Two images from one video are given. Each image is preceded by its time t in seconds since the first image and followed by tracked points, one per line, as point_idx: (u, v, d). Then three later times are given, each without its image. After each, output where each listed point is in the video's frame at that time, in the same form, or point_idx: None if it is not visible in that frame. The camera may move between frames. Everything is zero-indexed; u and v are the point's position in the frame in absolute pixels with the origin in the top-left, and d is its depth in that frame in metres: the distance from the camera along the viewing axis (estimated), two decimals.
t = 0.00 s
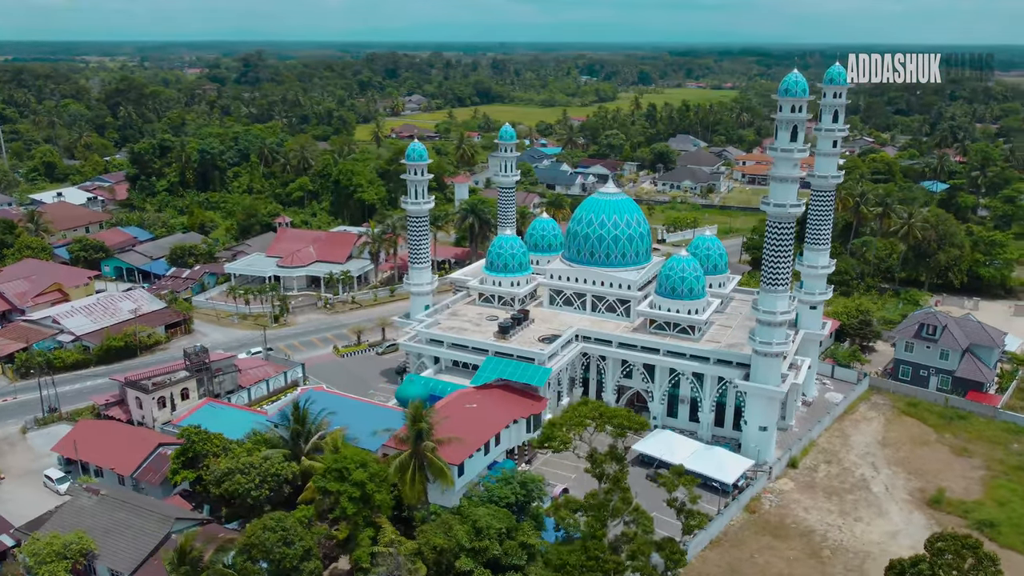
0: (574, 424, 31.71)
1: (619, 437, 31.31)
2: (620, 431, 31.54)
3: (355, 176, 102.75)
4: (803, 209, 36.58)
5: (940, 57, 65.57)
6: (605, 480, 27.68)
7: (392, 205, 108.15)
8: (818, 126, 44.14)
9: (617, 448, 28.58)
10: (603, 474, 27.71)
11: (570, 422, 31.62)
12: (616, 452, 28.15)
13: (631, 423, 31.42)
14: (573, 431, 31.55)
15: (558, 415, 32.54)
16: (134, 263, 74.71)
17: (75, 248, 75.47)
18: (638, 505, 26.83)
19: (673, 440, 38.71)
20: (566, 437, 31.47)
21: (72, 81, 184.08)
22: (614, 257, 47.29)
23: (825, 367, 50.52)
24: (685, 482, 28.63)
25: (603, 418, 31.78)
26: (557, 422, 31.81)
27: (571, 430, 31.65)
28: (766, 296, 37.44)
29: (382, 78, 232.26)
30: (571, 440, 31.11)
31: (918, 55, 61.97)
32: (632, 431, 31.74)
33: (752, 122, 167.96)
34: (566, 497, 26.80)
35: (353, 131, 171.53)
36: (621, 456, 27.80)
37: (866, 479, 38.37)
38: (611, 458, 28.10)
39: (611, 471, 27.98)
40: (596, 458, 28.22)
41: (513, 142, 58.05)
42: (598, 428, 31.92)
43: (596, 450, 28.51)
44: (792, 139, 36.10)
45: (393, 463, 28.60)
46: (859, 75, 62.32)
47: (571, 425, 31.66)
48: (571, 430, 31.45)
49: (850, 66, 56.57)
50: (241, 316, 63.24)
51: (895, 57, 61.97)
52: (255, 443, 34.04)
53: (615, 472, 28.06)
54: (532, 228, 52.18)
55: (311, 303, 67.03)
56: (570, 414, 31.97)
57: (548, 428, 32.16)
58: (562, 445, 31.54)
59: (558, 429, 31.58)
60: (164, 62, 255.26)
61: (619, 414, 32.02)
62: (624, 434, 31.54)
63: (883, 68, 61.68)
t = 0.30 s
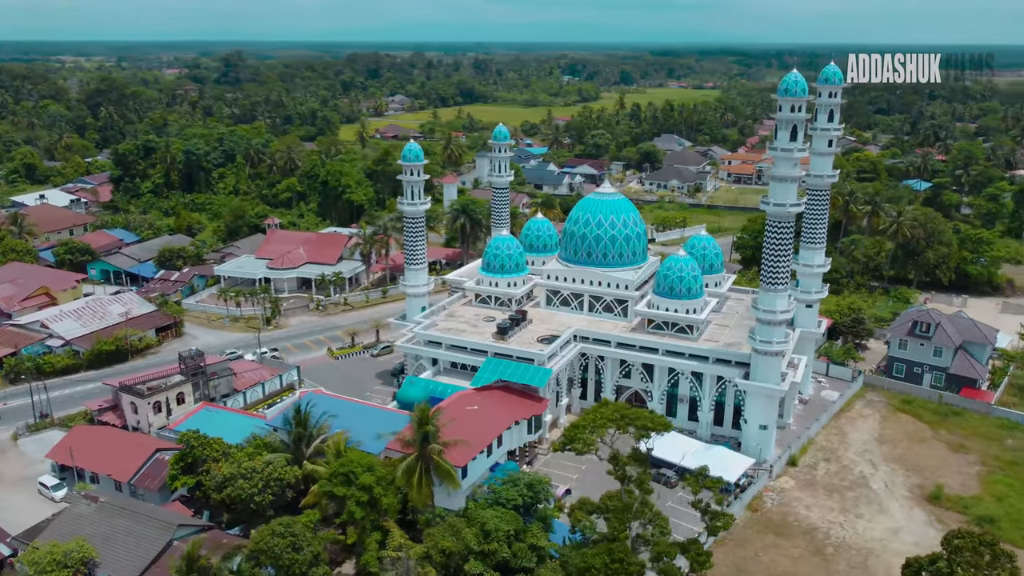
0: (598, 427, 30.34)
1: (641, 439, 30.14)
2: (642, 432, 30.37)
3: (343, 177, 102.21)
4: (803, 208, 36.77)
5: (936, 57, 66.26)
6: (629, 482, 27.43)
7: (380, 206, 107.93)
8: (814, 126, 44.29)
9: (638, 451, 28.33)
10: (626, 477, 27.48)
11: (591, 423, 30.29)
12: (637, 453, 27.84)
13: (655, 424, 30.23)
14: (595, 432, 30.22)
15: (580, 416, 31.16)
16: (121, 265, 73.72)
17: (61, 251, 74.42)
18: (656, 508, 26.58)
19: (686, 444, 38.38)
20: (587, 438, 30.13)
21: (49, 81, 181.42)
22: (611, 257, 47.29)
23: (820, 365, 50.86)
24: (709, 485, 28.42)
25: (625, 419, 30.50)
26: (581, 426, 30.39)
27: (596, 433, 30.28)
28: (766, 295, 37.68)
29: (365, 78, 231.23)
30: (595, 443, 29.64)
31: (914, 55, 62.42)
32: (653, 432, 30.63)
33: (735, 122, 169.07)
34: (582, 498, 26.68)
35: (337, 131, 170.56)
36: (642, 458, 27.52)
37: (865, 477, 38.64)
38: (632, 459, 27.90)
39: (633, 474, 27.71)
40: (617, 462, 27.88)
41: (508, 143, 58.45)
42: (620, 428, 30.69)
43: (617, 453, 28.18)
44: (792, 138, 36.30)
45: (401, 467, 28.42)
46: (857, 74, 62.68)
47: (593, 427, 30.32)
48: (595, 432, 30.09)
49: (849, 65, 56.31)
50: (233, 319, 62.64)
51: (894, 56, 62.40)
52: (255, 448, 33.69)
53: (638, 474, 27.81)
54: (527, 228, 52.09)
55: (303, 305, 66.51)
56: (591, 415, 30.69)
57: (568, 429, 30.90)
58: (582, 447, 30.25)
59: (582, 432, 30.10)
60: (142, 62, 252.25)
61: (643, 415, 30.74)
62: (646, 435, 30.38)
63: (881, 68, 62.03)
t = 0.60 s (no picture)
0: (619, 430, 30.72)
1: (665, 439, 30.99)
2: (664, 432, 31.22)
3: (330, 177, 101.56)
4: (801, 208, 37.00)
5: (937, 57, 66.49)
6: (652, 483, 27.25)
7: (368, 207, 107.67)
8: (808, 124, 44.28)
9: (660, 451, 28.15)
10: (650, 476, 27.30)
11: (615, 426, 30.69)
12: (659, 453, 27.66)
13: (678, 425, 31.18)
14: (619, 434, 30.72)
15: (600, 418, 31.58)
16: (106, 268, 72.70)
17: (44, 255, 73.31)
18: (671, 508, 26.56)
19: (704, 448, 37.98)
20: (608, 439, 30.10)
21: (25, 81, 178.40)
22: (607, 257, 47.37)
23: (813, 363, 51.20)
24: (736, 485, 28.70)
25: (648, 420, 31.14)
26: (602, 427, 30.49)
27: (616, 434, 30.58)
28: (764, 294, 37.88)
29: (345, 78, 229.88)
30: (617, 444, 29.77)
31: (915, 55, 62.55)
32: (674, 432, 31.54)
33: (718, 121, 170.16)
34: (596, 500, 26.78)
35: (320, 132, 169.34)
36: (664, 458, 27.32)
37: (863, 473, 38.92)
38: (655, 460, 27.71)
39: (655, 474, 27.46)
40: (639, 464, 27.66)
41: (499, 143, 58.05)
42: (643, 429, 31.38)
43: (640, 454, 28.07)
44: (791, 138, 36.52)
45: (407, 470, 28.19)
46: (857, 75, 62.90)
47: (614, 429, 30.66)
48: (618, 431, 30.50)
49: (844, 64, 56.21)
50: (222, 322, 61.97)
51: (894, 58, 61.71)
52: (254, 452, 33.29)
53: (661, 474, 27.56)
54: (521, 229, 51.97)
55: (293, 307, 65.93)
56: (613, 417, 31.10)
57: (589, 432, 30.55)
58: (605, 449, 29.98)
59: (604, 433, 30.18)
60: (118, 62, 248.79)
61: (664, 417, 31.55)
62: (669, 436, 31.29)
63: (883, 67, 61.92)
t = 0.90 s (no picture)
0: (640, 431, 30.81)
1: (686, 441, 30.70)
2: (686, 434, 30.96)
3: (316, 178, 100.87)
4: (798, 208, 37.26)
5: (937, 57, 66.54)
6: (674, 485, 28.59)
7: (354, 208, 107.24)
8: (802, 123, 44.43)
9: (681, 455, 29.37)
10: (672, 479, 28.57)
11: (635, 428, 30.76)
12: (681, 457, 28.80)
13: (699, 426, 30.79)
14: (640, 435, 30.74)
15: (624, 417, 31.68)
16: (92, 271, 71.69)
17: (28, 258, 72.18)
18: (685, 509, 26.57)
19: (721, 454, 37.70)
20: (629, 441, 30.57)
21: None
22: (603, 257, 47.38)
23: (806, 361, 51.55)
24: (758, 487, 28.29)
25: (667, 421, 31.05)
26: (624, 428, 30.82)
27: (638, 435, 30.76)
28: (761, 293, 38.10)
29: (326, 78, 228.37)
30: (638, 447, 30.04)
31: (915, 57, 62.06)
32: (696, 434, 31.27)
33: (700, 121, 171.14)
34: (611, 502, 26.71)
35: (303, 133, 168.01)
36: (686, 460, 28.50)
37: (860, 471, 39.21)
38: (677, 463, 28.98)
39: (678, 476, 28.77)
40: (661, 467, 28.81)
41: (492, 143, 57.98)
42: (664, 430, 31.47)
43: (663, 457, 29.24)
44: (789, 137, 36.72)
45: (414, 474, 28.04)
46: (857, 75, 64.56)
47: (634, 431, 30.80)
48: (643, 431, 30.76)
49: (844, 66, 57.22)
50: (212, 325, 61.33)
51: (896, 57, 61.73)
52: (254, 456, 32.98)
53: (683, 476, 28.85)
54: (515, 229, 51.90)
55: (283, 309, 65.38)
56: (633, 420, 31.14)
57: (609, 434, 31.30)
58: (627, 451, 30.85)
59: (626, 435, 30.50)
60: (94, 62, 245.47)
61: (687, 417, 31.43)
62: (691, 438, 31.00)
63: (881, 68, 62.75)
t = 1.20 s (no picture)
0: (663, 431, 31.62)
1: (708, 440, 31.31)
2: (709, 434, 31.61)
3: (303, 179, 100.14)
4: (796, 208, 37.59)
5: (937, 56, 67.13)
6: (696, 485, 29.81)
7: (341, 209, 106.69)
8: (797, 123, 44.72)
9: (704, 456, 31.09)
10: (694, 478, 29.90)
11: (657, 427, 31.49)
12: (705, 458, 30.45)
13: (721, 427, 31.49)
14: (662, 434, 31.51)
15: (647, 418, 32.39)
16: (79, 275, 70.76)
17: (12, 261, 71.18)
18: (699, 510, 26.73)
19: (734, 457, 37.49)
20: (652, 442, 31.43)
21: None
22: (600, 257, 47.39)
23: (800, 359, 51.89)
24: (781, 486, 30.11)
25: (689, 422, 31.83)
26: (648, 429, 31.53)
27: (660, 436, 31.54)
28: (760, 292, 38.29)
29: (308, 78, 226.82)
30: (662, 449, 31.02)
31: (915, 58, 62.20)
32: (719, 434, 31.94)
33: (685, 121, 171.84)
34: (625, 503, 26.62)
35: (286, 133, 166.74)
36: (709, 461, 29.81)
37: (858, 468, 39.46)
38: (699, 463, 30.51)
39: (700, 477, 30.07)
40: (685, 468, 30.14)
41: (485, 143, 57.86)
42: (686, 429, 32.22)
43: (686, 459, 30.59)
44: (788, 137, 37.05)
45: (421, 477, 28.01)
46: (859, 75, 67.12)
47: (657, 432, 31.50)
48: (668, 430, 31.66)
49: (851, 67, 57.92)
50: (203, 328, 60.68)
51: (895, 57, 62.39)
52: (255, 461, 32.66)
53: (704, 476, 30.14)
54: (510, 229, 51.80)
55: (275, 312, 64.80)
56: (657, 420, 31.84)
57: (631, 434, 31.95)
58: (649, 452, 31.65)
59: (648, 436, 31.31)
60: (71, 62, 241.91)
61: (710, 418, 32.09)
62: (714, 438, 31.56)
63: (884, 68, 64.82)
